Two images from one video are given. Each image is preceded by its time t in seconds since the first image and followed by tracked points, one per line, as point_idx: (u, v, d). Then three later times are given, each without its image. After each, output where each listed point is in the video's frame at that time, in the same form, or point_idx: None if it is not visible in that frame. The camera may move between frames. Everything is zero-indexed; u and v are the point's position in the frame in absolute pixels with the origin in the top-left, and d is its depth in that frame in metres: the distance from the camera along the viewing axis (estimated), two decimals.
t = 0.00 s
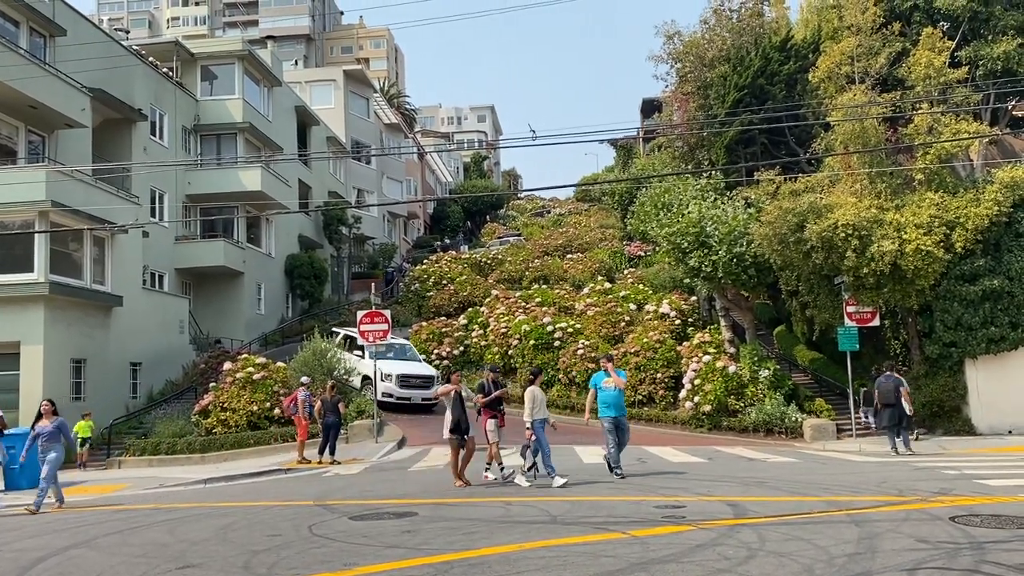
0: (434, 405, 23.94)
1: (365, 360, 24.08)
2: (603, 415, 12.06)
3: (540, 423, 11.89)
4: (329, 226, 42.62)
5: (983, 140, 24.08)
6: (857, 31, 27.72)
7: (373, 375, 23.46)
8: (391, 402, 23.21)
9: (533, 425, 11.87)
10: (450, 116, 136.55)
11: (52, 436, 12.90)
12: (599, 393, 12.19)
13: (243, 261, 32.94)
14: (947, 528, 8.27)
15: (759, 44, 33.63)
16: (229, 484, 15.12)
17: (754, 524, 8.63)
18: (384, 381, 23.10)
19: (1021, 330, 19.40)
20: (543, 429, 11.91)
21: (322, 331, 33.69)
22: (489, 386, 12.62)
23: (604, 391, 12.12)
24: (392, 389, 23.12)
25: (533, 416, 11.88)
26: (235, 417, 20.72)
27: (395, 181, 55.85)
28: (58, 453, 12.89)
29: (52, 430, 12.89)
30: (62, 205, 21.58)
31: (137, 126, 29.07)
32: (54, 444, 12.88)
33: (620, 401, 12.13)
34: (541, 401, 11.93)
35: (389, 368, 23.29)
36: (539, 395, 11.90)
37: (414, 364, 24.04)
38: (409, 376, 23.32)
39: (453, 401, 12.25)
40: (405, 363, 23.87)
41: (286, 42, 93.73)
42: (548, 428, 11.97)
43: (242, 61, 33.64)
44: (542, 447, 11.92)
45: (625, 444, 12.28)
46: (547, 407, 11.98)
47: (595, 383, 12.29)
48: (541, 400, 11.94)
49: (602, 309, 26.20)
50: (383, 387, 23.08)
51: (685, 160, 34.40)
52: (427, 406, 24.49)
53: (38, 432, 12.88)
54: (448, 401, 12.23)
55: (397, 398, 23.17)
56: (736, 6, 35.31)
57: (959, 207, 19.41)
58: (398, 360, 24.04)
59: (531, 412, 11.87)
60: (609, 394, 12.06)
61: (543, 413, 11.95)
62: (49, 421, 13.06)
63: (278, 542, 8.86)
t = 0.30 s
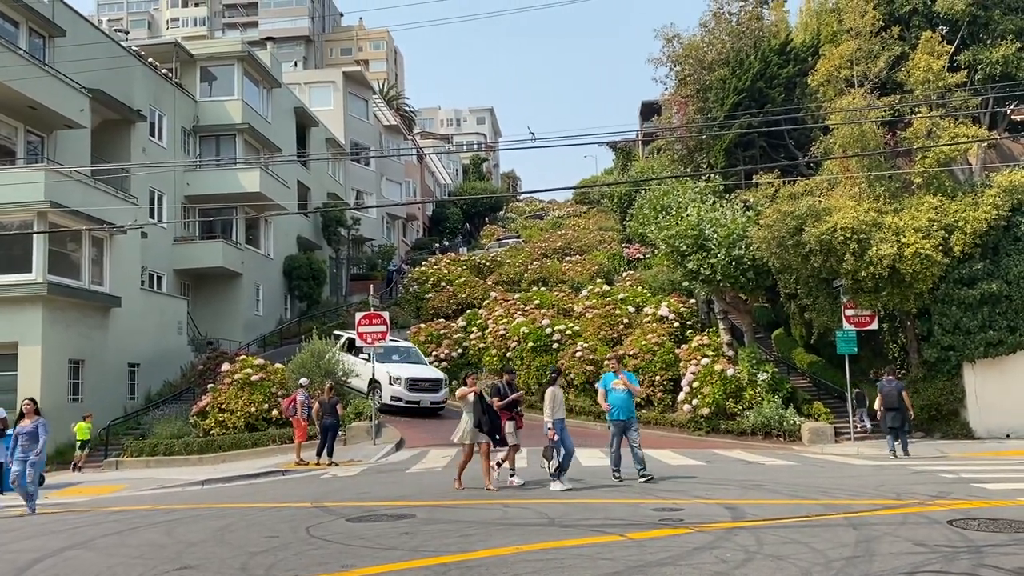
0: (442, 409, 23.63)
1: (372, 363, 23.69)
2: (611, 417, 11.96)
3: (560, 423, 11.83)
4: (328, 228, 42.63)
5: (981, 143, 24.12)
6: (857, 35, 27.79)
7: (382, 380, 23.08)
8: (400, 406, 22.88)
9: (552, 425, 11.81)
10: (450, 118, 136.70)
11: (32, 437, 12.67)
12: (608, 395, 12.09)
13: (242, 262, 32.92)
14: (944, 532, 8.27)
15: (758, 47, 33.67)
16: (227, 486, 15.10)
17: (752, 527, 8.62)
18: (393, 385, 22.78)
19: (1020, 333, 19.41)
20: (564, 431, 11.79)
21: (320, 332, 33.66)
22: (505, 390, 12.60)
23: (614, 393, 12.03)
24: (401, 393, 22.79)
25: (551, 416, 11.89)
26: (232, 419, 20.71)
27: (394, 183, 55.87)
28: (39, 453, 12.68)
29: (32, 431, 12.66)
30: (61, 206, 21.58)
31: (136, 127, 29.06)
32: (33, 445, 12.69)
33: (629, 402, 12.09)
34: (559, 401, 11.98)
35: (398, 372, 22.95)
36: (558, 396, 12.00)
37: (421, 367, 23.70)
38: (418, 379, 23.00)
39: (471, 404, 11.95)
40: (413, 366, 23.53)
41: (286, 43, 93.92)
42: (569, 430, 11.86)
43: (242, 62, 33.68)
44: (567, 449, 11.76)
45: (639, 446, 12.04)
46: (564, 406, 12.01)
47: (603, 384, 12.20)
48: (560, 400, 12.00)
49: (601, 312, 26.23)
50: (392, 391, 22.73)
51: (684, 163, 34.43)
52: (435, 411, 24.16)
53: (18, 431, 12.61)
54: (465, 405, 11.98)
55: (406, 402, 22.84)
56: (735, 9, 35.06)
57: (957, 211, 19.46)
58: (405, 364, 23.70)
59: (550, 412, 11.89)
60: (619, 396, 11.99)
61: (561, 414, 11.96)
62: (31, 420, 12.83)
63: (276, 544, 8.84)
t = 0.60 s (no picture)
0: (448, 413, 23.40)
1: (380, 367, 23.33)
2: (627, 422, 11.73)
3: (581, 427, 11.72)
4: (327, 229, 42.64)
5: (980, 147, 24.15)
6: (856, 38, 27.87)
7: (391, 384, 22.74)
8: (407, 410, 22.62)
9: (575, 429, 11.71)
10: (449, 120, 136.89)
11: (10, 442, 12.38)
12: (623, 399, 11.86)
13: (241, 263, 32.93)
14: (943, 535, 8.26)
15: (758, 50, 33.70)
16: (224, 487, 15.08)
17: (751, 531, 8.62)
18: (401, 388, 22.54)
19: (1018, 337, 19.41)
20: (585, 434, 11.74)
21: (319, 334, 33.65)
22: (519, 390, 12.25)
23: (629, 396, 11.80)
24: (409, 397, 22.55)
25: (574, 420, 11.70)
26: (231, 420, 20.70)
27: (394, 184, 55.87)
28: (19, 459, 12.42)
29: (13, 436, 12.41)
30: (60, 206, 21.55)
31: (136, 128, 29.06)
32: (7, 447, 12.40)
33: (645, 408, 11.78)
34: (581, 405, 11.79)
35: (406, 375, 22.70)
36: (580, 399, 11.79)
37: (428, 370, 23.48)
38: (426, 383, 22.77)
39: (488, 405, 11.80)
40: (419, 369, 23.30)
41: (286, 45, 94.06)
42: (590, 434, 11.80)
43: (241, 63, 33.72)
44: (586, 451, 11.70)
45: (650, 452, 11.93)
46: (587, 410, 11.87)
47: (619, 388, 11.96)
48: (582, 404, 11.82)
49: (600, 314, 26.26)
50: (400, 394, 22.47)
51: (683, 165, 34.46)
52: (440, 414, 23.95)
53: None
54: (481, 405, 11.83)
55: (414, 406, 22.55)
56: (735, 12, 35.82)
57: (956, 214, 19.48)
58: (412, 367, 23.46)
59: (573, 416, 11.69)
60: (636, 400, 11.71)
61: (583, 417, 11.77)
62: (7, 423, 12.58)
63: (274, 545, 8.83)
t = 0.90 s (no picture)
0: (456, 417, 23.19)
1: (386, 370, 23.30)
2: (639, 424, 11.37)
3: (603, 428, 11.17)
4: (326, 230, 42.66)
5: (979, 151, 24.18)
6: (855, 42, 27.92)
7: (399, 387, 22.66)
8: (416, 413, 22.45)
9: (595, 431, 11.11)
10: (449, 123, 137.07)
11: None
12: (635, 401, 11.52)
13: (240, 265, 32.93)
14: (942, 538, 8.26)
15: (758, 53, 33.74)
16: (223, 489, 15.05)
17: (749, 533, 8.61)
18: (409, 392, 22.40)
19: (1017, 340, 19.44)
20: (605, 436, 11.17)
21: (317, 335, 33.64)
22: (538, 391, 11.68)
23: (642, 398, 11.45)
24: (418, 401, 22.37)
25: (595, 421, 11.16)
26: (229, 421, 20.69)
27: (393, 186, 55.89)
28: None
29: None
30: (59, 206, 21.53)
31: (135, 129, 29.06)
32: None
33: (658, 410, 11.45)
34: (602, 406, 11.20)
35: (414, 378, 22.56)
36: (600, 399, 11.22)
37: (435, 373, 23.26)
38: (434, 386, 22.56)
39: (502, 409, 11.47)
40: (426, 372, 23.12)
41: (285, 46, 94.13)
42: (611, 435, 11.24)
43: (241, 64, 33.72)
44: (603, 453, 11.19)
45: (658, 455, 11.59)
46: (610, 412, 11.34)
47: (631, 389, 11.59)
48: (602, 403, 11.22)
49: (599, 316, 26.26)
50: (408, 398, 22.30)
51: (683, 168, 34.49)
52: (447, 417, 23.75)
53: None
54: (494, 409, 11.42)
55: (423, 410, 22.36)
56: (734, 16, 36.02)
57: (955, 218, 19.50)
58: (419, 371, 23.27)
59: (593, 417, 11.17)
60: (648, 402, 11.38)
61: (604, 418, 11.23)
62: None
63: (272, 546, 8.82)
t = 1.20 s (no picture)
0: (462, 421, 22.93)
1: (392, 374, 23.08)
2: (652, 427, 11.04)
3: (622, 433, 10.99)
4: (325, 232, 42.69)
5: (977, 155, 24.20)
6: (855, 46, 27.97)
7: (406, 391, 22.40)
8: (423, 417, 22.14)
9: (615, 434, 10.98)
10: (448, 125, 137.21)
11: None
12: (648, 402, 11.19)
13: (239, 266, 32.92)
14: (940, 542, 8.26)
15: (757, 57, 33.79)
16: (220, 490, 15.04)
17: (748, 536, 8.61)
18: (416, 395, 22.11)
19: (1015, 344, 19.45)
20: (625, 440, 10.97)
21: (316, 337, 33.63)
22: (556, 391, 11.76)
23: (655, 400, 11.13)
24: (425, 404, 22.10)
25: (615, 425, 11.02)
26: (227, 422, 20.67)
27: (392, 188, 55.90)
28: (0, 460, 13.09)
29: None
30: (58, 207, 21.51)
31: (134, 130, 29.06)
32: None
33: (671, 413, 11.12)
34: (623, 409, 11.08)
35: (421, 382, 22.26)
36: (622, 403, 11.08)
37: (441, 377, 23.01)
38: (442, 390, 22.30)
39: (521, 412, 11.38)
40: (431, 376, 22.83)
41: (285, 48, 94.09)
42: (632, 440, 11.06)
43: (241, 66, 33.71)
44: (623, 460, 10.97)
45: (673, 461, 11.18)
46: (632, 417, 11.18)
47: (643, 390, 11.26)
48: (624, 407, 11.09)
49: (597, 319, 26.25)
50: (416, 401, 21.99)
51: (682, 172, 34.48)
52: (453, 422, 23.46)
53: None
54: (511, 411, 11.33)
55: (430, 414, 22.07)
56: (734, 19, 35.95)
57: (954, 222, 19.49)
58: (425, 374, 23.02)
59: (613, 421, 11.03)
60: (660, 404, 11.07)
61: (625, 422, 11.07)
62: None
63: (269, 548, 8.81)
